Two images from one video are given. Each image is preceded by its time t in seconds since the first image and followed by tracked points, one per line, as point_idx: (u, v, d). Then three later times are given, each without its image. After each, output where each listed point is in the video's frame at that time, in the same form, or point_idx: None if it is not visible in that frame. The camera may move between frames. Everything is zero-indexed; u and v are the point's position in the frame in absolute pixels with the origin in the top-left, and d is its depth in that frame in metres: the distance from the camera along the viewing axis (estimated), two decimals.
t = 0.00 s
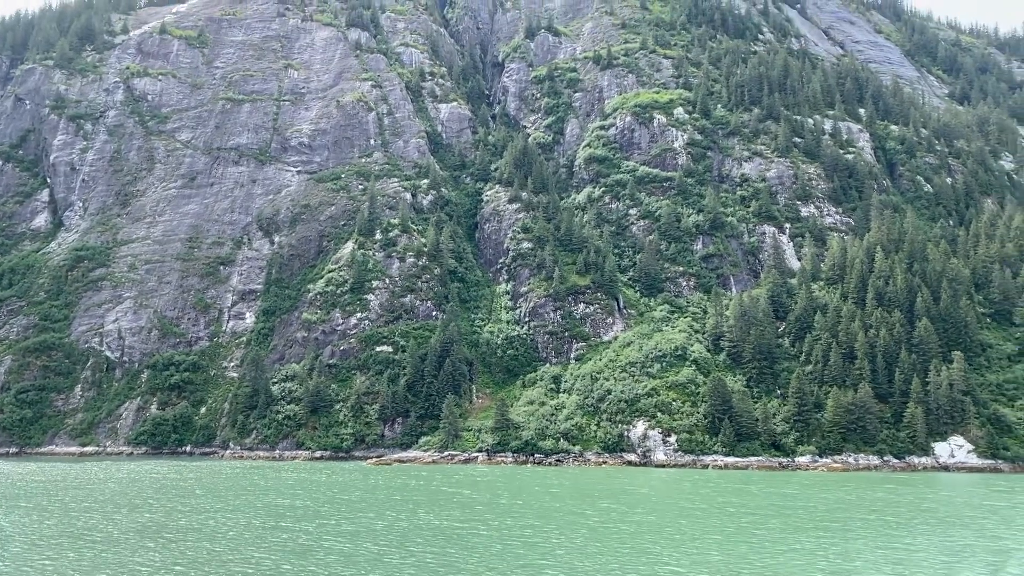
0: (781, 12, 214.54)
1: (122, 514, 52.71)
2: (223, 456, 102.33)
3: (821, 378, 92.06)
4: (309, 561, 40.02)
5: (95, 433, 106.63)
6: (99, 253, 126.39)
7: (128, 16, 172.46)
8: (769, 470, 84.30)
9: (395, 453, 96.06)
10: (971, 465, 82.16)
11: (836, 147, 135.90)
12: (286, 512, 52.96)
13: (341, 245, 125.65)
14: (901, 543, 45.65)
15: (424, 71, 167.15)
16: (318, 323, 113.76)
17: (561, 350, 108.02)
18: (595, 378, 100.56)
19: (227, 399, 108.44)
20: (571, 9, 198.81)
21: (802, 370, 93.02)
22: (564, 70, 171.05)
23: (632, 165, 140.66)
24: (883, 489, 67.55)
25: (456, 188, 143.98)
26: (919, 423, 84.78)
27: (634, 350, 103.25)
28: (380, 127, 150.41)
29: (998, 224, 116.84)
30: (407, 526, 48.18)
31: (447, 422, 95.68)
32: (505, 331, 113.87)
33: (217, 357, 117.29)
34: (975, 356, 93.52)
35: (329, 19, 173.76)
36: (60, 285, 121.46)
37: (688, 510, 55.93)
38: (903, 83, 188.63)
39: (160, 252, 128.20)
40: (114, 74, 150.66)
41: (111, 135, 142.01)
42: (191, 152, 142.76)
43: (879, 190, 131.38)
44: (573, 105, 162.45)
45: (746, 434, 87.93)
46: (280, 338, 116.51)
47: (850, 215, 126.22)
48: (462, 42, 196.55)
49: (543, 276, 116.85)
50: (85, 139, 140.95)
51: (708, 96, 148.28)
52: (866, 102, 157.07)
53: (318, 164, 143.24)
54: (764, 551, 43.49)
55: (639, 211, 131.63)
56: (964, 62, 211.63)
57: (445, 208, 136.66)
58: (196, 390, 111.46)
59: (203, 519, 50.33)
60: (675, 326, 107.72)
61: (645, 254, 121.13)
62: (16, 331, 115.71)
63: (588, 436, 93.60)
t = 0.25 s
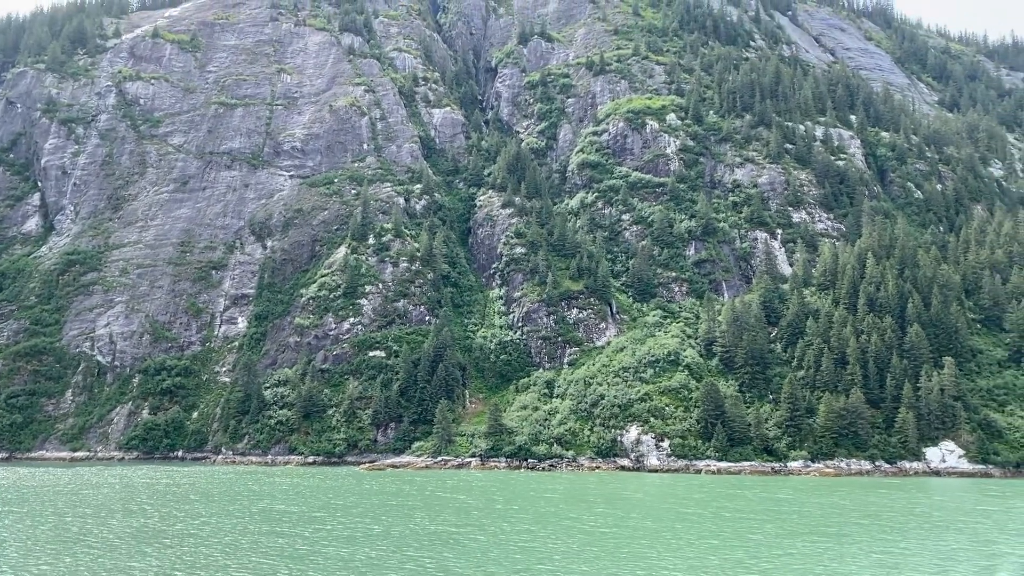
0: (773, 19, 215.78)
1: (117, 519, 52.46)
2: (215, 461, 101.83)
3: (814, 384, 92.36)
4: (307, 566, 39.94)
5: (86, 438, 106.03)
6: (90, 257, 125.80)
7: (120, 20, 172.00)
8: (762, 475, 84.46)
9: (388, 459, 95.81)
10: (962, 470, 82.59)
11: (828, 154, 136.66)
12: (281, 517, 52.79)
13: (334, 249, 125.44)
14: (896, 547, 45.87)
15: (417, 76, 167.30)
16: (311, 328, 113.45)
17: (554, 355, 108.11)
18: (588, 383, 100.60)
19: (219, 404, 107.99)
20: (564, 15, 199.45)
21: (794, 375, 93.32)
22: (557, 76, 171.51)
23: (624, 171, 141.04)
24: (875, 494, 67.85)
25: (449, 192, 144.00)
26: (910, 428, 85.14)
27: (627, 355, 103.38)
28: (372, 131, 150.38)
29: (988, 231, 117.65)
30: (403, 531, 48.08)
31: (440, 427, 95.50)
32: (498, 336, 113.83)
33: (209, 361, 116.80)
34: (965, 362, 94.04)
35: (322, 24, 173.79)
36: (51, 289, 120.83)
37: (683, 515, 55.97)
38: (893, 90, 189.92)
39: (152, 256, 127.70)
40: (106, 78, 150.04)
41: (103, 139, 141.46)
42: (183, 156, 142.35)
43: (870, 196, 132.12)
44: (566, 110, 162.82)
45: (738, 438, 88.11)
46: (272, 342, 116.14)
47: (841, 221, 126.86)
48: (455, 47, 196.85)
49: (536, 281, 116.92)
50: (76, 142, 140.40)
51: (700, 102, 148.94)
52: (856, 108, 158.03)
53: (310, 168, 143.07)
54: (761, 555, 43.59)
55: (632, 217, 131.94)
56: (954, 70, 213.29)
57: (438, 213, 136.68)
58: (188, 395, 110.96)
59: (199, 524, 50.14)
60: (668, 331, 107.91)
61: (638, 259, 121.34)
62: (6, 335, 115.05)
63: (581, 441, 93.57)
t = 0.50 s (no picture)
0: (762, 26, 217.29)
1: (108, 525, 52.11)
2: (204, 466, 101.22)
3: (803, 390, 92.79)
4: (302, 571, 39.84)
5: (74, 444, 105.28)
6: (79, 262, 125.04)
7: (110, 23, 171.39)
8: (752, 480, 84.72)
9: (378, 464, 95.53)
10: (950, 476, 83.10)
11: (817, 161, 137.56)
12: (274, 522, 52.58)
13: (324, 255, 125.15)
14: (888, 552, 46.12)
15: (408, 81, 167.39)
16: (301, 333, 113.07)
17: (545, 361, 108.20)
18: (579, 389, 100.66)
19: (209, 409, 107.40)
20: (555, 21, 200.14)
21: (784, 381, 93.71)
22: (548, 82, 171.98)
23: (615, 177, 141.48)
24: (865, 499, 68.21)
25: (440, 198, 143.98)
26: (899, 433, 85.63)
27: (618, 361, 103.52)
28: (364, 136, 150.30)
29: (975, 238, 118.62)
30: (397, 537, 47.96)
31: (431, 433, 95.31)
32: (489, 341, 113.78)
33: (198, 366, 116.17)
34: (953, 368, 94.71)
35: (313, 29, 173.72)
36: (39, 294, 120.00)
37: (675, 520, 56.03)
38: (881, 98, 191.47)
39: (141, 261, 127.01)
40: (95, 81, 149.31)
41: (92, 143, 140.73)
42: (173, 161, 141.78)
43: (858, 203, 133.04)
44: (557, 116, 163.27)
45: (729, 444, 88.36)
46: (262, 348, 115.66)
47: (830, 228, 127.63)
48: (445, 53, 197.10)
49: (527, 286, 117.03)
50: (65, 146, 139.67)
51: (690, 109, 149.71)
52: (845, 116, 159.23)
53: (301, 173, 142.79)
54: (754, 560, 43.73)
55: (623, 222, 132.30)
56: (941, 78, 215.21)
57: (429, 218, 136.66)
58: (177, 400, 110.34)
59: (192, 530, 49.92)
60: (659, 337, 108.15)
61: (628, 265, 121.61)
62: None
63: (572, 447, 93.62)
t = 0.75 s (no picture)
0: (752, 33, 218.66)
1: (100, 530, 51.83)
2: (194, 471, 100.67)
3: (794, 394, 93.19)
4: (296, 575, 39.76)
5: (63, 448, 104.59)
6: (68, 265, 124.26)
7: (100, 26, 170.67)
8: (743, 485, 85.00)
9: (369, 469, 95.25)
10: (939, 480, 83.63)
11: (806, 166, 138.38)
12: (267, 527, 52.39)
13: (315, 259, 124.83)
14: (880, 556, 46.30)
15: (399, 86, 167.40)
16: (292, 337, 112.69)
17: (536, 365, 108.29)
18: (570, 393, 100.72)
19: (199, 413, 106.86)
20: (546, 26, 200.74)
21: (775, 386, 94.08)
22: (539, 87, 172.40)
23: (606, 182, 141.86)
24: (855, 503, 68.60)
25: (431, 202, 143.94)
26: (888, 438, 86.08)
27: (609, 365, 103.65)
28: (355, 140, 150.17)
29: (963, 244, 119.51)
30: (391, 541, 47.86)
31: (423, 437, 95.12)
32: (480, 346, 113.71)
33: (189, 370, 115.56)
34: (942, 373, 95.35)
35: (305, 33, 173.59)
36: (28, 297, 119.24)
37: (668, 524, 56.07)
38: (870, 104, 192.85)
39: (131, 265, 126.37)
40: (85, 84, 148.59)
41: (82, 146, 140.03)
42: (163, 164, 141.19)
43: (848, 209, 133.85)
44: (549, 121, 163.59)
45: (720, 448, 88.60)
46: (253, 352, 115.21)
47: (820, 233, 128.34)
48: (437, 57, 197.24)
49: (519, 290, 117.07)
50: (55, 149, 139.00)
51: (681, 115, 150.40)
52: (834, 122, 160.28)
53: (292, 177, 142.51)
54: (748, 563, 43.81)
55: (614, 228, 132.66)
56: (929, 85, 216.99)
57: (420, 223, 136.63)
58: (168, 405, 109.73)
59: (184, 534, 49.72)
60: (650, 341, 108.35)
61: (620, 270, 121.82)
62: None
63: (564, 451, 93.65)
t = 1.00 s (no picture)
0: (741, 39, 220.01)
1: (91, 534, 51.50)
2: (184, 475, 100.07)
3: (784, 399, 93.58)
4: None
5: (51, 453, 103.80)
6: (57, 268, 123.47)
7: (90, 29, 169.91)
8: (733, 489, 85.22)
9: (360, 473, 94.95)
10: (928, 484, 84.10)
11: (796, 172, 139.17)
12: (259, 531, 52.17)
13: (306, 262, 124.49)
14: (872, 559, 46.47)
15: (391, 90, 167.39)
16: (282, 341, 112.33)
17: (527, 369, 108.33)
18: (561, 398, 100.79)
19: (189, 417, 106.29)
20: (538, 31, 201.34)
21: (764, 390, 94.47)
22: (530, 92, 172.74)
23: (597, 186, 142.22)
24: (846, 507, 68.97)
25: (423, 206, 143.83)
26: (878, 442, 86.52)
27: (600, 370, 103.80)
28: (346, 144, 150.03)
29: (951, 250, 120.45)
30: (385, 546, 47.70)
31: (414, 442, 94.96)
32: (472, 350, 113.69)
33: (178, 375, 114.97)
34: (930, 377, 95.98)
35: (296, 36, 173.41)
36: (16, 301, 118.35)
37: (661, 528, 56.13)
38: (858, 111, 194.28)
39: (121, 268, 125.65)
40: (75, 87, 147.82)
41: (71, 148, 139.25)
42: (153, 167, 140.57)
43: (837, 215, 134.67)
44: (540, 126, 163.89)
45: (710, 452, 88.84)
46: (243, 356, 114.72)
47: (809, 238, 129.03)
48: (428, 61, 197.34)
49: (510, 294, 117.12)
50: (44, 151, 138.24)
51: (671, 121, 151.09)
52: (823, 128, 161.29)
53: (283, 180, 142.17)
54: (741, 567, 43.89)
55: (605, 232, 132.95)
56: (916, 91, 218.76)
57: (412, 227, 136.53)
58: (157, 409, 109.11)
59: (176, 539, 49.48)
60: (641, 346, 108.62)
61: (611, 274, 122.08)
62: None
63: (555, 455, 93.67)
